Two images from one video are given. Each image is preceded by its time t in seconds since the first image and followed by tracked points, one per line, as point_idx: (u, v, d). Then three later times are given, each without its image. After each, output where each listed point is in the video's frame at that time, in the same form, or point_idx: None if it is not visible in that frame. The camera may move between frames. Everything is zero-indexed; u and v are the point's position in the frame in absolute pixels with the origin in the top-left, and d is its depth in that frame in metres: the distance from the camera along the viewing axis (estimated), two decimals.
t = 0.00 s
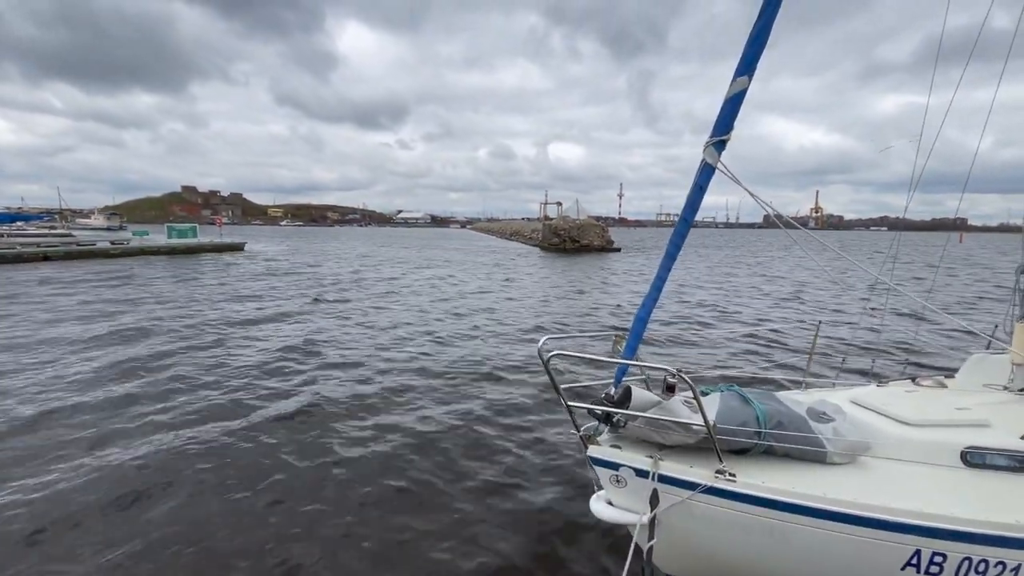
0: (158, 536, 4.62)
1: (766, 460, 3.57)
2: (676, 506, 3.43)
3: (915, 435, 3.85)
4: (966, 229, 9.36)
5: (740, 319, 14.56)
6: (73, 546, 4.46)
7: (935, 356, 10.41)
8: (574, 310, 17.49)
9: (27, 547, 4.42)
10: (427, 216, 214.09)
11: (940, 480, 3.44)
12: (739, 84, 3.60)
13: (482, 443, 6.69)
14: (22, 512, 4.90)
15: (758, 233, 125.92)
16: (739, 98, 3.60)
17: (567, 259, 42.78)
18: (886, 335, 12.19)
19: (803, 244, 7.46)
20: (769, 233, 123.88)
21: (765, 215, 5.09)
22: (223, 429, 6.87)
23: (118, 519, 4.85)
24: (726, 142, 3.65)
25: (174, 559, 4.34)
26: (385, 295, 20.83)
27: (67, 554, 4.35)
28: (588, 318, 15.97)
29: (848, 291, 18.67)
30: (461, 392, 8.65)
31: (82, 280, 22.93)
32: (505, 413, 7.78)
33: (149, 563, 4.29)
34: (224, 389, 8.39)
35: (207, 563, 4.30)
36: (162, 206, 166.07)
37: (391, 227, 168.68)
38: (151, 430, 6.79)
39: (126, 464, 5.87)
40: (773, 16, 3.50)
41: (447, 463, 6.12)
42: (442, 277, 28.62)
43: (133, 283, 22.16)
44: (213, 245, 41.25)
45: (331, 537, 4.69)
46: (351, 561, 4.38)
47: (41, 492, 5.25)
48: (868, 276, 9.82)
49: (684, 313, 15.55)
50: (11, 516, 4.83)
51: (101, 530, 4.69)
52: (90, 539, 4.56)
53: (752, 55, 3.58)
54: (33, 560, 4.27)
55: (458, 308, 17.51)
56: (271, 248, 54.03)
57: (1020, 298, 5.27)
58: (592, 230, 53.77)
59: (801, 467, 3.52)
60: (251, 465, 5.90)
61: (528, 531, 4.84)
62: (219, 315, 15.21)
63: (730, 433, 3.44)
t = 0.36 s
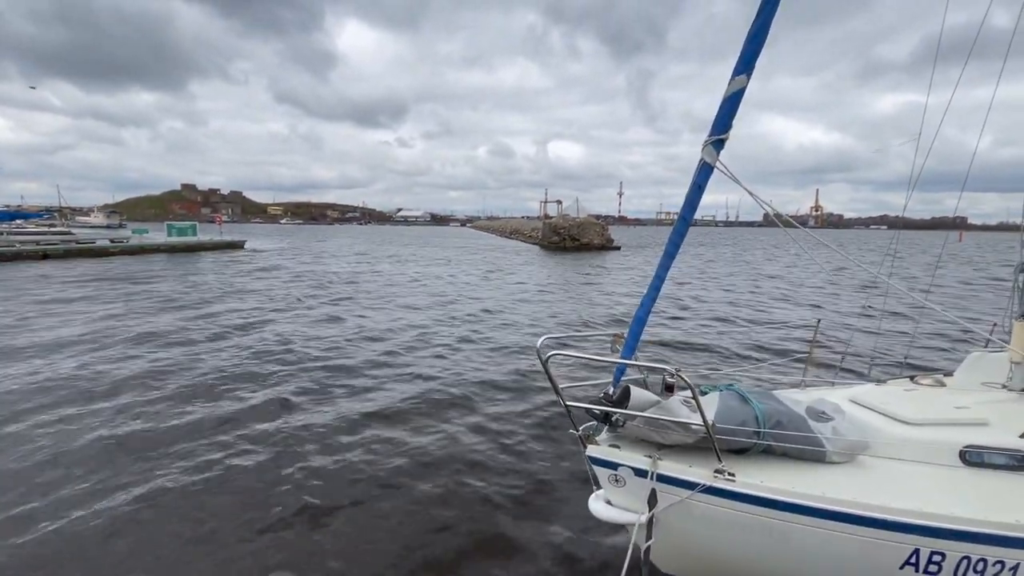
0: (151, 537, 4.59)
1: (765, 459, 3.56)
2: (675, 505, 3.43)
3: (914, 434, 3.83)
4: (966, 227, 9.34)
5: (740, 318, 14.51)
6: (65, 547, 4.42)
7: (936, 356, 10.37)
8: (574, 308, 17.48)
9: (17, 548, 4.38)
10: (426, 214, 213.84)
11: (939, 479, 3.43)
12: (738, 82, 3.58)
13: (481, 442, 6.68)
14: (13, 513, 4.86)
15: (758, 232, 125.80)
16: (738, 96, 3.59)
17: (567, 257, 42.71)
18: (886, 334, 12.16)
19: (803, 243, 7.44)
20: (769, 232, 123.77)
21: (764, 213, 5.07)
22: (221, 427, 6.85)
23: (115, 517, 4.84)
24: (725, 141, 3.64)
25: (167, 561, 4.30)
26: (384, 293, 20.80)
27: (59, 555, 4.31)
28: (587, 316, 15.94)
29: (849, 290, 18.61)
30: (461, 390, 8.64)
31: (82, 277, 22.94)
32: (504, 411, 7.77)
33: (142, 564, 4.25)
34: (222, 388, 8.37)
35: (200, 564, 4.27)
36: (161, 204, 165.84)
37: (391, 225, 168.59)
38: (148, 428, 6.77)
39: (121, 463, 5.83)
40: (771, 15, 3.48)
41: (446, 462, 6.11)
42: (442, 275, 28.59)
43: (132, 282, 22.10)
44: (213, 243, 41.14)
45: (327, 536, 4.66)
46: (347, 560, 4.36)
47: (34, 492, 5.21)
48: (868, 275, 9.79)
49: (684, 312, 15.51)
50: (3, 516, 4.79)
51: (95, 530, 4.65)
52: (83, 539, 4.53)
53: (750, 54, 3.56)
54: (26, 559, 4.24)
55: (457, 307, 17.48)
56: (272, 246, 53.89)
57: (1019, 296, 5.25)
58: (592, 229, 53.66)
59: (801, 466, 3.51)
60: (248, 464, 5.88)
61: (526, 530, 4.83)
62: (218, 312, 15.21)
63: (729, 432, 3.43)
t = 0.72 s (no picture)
0: (154, 538, 4.59)
1: (770, 458, 3.56)
2: (680, 504, 3.42)
3: (919, 434, 3.81)
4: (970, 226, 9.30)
5: (743, 317, 14.45)
6: (67, 548, 4.42)
7: (940, 355, 10.31)
8: (577, 307, 17.46)
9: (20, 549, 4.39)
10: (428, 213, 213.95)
11: (944, 479, 3.41)
12: (744, 79, 3.56)
13: (485, 440, 6.69)
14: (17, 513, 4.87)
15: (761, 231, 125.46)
16: (743, 94, 3.57)
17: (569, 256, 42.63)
18: (890, 333, 12.10)
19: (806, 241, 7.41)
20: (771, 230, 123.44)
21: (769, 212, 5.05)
22: (224, 427, 6.86)
23: (122, 516, 4.87)
24: (730, 139, 3.62)
25: (168, 562, 4.30)
26: (387, 292, 20.81)
27: (61, 557, 4.31)
28: (590, 315, 15.92)
29: (851, 288, 18.56)
30: (464, 389, 8.64)
31: (85, 276, 22.98)
32: (508, 409, 7.77)
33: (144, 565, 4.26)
34: (225, 387, 8.38)
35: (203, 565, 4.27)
36: (164, 203, 166.21)
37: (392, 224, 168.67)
38: (150, 428, 6.77)
39: (123, 463, 5.84)
40: (777, 11, 3.46)
41: (448, 462, 6.11)
42: (444, 274, 28.59)
43: (135, 280, 22.14)
44: (215, 242, 41.22)
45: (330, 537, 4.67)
46: (348, 562, 4.36)
47: (36, 492, 5.22)
48: (872, 273, 9.75)
49: (687, 311, 15.47)
50: (5, 517, 4.80)
51: (98, 530, 4.66)
52: (86, 540, 4.54)
53: (756, 50, 3.54)
54: (31, 559, 4.26)
55: (460, 305, 17.47)
56: (274, 244, 53.95)
57: None
58: (595, 227, 53.60)
59: (805, 465, 3.50)
60: (251, 463, 5.89)
61: (529, 530, 4.83)
62: (222, 311, 15.25)
63: (733, 431, 3.42)
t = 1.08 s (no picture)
0: (152, 537, 4.54)
1: (779, 458, 3.53)
2: (688, 505, 3.40)
3: (930, 435, 3.77)
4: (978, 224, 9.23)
5: (748, 317, 14.37)
6: (65, 547, 4.38)
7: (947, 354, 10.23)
8: (581, 307, 17.43)
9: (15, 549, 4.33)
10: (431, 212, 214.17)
11: (956, 480, 3.37)
12: (755, 75, 3.53)
13: (490, 439, 6.67)
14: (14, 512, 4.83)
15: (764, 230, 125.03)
16: (754, 90, 3.53)
17: (573, 255, 42.58)
18: (897, 332, 12.02)
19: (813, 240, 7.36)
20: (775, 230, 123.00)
21: (777, 210, 5.01)
22: (226, 426, 6.82)
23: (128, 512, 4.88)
24: (741, 136, 3.58)
25: (166, 561, 4.24)
26: (390, 291, 20.83)
27: (59, 555, 4.27)
28: (594, 314, 15.87)
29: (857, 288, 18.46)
30: (469, 388, 8.62)
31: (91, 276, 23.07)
32: (513, 408, 7.75)
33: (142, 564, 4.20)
34: (228, 386, 8.35)
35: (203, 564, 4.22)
36: (168, 203, 166.93)
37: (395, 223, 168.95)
38: (152, 427, 6.75)
39: (123, 463, 5.79)
40: (788, 7, 3.43)
41: (453, 459, 6.06)
42: (448, 273, 28.57)
43: (139, 280, 22.17)
44: (220, 242, 41.34)
45: (333, 536, 4.61)
46: (355, 558, 4.34)
47: (35, 492, 5.17)
48: (878, 272, 9.69)
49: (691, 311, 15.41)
50: (12, 513, 4.81)
51: (97, 530, 4.61)
52: (85, 539, 4.49)
53: (767, 46, 3.50)
54: (40, 555, 4.27)
55: (464, 305, 17.46)
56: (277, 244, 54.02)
57: None
58: (598, 226, 53.54)
59: (815, 465, 3.47)
60: (257, 462, 5.88)
61: (535, 529, 4.78)
62: (227, 311, 15.27)
63: (743, 431, 3.39)
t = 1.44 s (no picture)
0: (156, 541, 4.52)
1: (787, 461, 3.50)
2: (695, 508, 3.37)
3: (939, 437, 3.74)
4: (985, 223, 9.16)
5: (753, 318, 14.30)
6: (68, 553, 4.36)
7: (954, 355, 10.16)
8: (585, 307, 17.40)
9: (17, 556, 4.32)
10: (434, 214, 214.48)
11: (965, 483, 3.33)
12: (761, 75, 3.50)
13: (495, 440, 6.65)
14: (18, 518, 4.82)
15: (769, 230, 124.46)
16: (760, 90, 3.51)
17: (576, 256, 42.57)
18: (903, 332, 11.94)
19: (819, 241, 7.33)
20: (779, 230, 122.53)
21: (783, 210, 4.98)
22: (230, 429, 6.82)
23: (135, 515, 4.91)
24: (747, 136, 3.56)
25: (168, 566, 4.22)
26: (394, 293, 20.87)
27: (67, 557, 4.30)
28: (598, 315, 15.85)
29: (863, 288, 18.37)
30: (473, 389, 8.63)
31: (98, 279, 23.22)
32: (517, 409, 7.74)
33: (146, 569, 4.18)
34: (232, 389, 8.35)
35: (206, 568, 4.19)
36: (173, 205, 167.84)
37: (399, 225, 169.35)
38: (157, 431, 6.75)
39: (127, 467, 5.79)
40: (796, 5, 3.40)
41: (458, 461, 6.05)
42: (452, 275, 28.62)
43: (144, 283, 22.27)
44: (225, 244, 41.56)
45: (337, 539, 4.58)
46: (361, 558, 4.36)
47: (39, 498, 5.17)
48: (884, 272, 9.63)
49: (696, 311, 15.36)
50: (22, 516, 4.86)
51: (100, 534, 4.60)
52: (88, 544, 4.48)
53: (773, 46, 3.48)
54: (48, 557, 4.30)
55: (468, 306, 17.46)
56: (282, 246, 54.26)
57: None
58: (602, 227, 53.54)
59: (822, 468, 3.44)
60: (262, 463, 5.90)
61: (541, 532, 4.75)
62: (232, 313, 15.33)
63: (749, 434, 3.36)
